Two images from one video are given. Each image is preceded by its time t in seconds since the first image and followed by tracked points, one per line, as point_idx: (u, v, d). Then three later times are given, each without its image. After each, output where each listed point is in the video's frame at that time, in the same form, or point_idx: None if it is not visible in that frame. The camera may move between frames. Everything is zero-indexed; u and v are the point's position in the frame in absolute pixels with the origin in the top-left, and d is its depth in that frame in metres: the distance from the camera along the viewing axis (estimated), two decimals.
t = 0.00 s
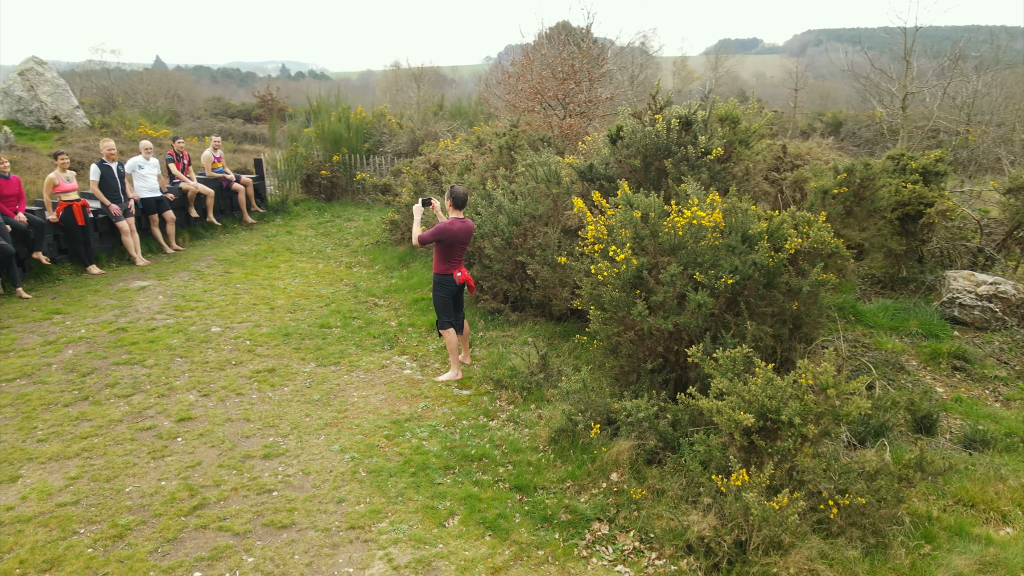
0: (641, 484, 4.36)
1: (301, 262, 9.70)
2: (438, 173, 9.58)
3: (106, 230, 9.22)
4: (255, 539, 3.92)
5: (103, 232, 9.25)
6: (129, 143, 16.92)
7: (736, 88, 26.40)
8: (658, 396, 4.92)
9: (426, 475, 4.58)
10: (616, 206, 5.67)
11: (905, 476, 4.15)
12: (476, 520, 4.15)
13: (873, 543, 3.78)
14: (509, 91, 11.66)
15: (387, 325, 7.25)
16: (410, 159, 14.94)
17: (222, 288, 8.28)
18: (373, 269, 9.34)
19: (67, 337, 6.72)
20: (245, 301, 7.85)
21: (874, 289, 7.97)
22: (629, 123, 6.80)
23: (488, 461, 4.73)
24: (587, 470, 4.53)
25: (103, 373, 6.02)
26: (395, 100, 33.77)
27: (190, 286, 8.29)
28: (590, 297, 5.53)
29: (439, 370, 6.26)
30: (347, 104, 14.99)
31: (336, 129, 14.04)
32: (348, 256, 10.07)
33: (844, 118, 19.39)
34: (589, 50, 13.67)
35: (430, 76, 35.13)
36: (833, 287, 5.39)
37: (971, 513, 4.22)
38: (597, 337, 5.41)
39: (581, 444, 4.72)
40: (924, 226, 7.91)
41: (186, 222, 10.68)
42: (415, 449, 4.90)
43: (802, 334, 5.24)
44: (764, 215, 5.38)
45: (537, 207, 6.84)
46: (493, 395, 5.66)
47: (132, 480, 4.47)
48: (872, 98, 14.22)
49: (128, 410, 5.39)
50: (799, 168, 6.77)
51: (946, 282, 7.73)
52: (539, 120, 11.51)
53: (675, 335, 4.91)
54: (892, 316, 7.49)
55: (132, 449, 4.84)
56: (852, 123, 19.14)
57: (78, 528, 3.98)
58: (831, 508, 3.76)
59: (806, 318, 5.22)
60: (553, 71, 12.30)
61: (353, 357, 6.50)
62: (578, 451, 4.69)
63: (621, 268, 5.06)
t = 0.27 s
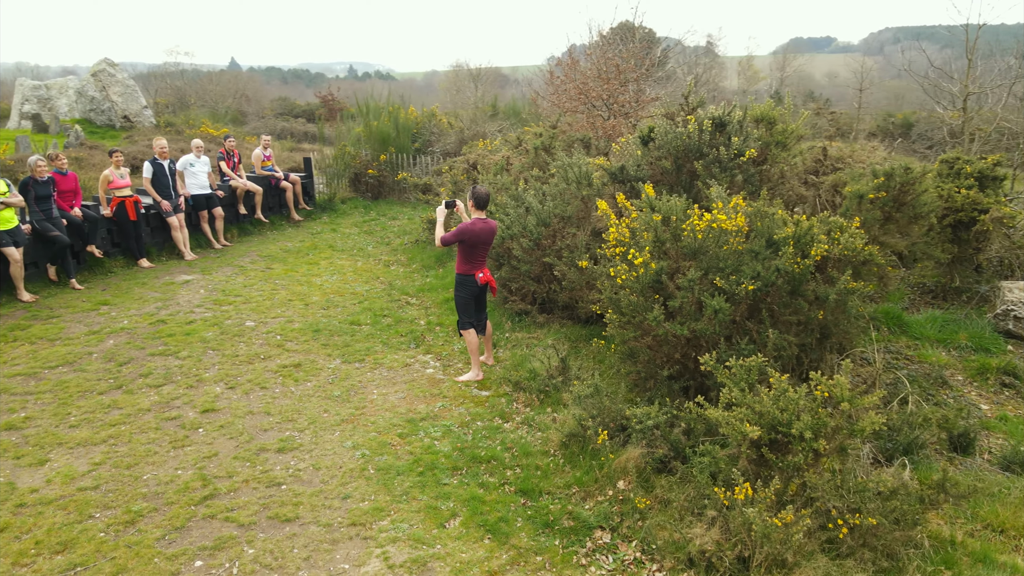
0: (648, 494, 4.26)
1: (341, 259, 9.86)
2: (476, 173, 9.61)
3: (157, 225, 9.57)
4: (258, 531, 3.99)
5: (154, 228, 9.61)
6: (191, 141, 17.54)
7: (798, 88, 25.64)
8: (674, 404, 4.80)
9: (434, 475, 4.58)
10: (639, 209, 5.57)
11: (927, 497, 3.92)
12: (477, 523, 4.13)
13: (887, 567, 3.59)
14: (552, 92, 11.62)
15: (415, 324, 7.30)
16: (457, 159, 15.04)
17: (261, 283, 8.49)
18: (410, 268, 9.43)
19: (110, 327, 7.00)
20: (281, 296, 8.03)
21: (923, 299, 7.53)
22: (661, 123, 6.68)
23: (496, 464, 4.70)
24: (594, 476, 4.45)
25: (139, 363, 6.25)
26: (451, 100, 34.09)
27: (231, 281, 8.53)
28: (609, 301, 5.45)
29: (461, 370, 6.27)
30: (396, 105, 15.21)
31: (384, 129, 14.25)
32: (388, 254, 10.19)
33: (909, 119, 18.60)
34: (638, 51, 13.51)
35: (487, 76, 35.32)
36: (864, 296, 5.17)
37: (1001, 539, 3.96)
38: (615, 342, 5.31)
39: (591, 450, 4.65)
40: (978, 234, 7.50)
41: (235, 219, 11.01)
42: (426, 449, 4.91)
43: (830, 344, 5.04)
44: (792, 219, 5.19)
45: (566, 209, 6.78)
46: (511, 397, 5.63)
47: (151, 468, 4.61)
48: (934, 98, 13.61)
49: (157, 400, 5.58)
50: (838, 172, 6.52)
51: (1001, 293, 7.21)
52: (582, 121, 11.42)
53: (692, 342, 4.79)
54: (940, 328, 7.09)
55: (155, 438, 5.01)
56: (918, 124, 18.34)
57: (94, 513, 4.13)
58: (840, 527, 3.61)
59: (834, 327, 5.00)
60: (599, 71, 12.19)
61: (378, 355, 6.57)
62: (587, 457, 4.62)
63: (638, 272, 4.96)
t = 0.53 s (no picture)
0: (657, 503, 4.16)
1: (382, 257, 9.99)
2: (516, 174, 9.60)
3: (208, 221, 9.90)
4: (266, 523, 4.07)
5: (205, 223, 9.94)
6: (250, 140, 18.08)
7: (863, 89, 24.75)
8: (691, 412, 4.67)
9: (444, 475, 4.58)
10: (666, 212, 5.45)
11: (951, 520, 3.71)
12: (481, 524, 4.11)
13: None
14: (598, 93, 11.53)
15: (445, 323, 7.33)
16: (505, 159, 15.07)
17: (302, 279, 8.68)
18: (448, 267, 9.48)
19: (154, 319, 7.27)
20: (319, 292, 8.19)
21: (977, 309, 6.92)
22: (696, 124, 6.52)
23: (507, 466, 4.67)
24: (604, 483, 4.38)
25: (177, 354, 6.46)
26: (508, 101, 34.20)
27: (273, 276, 8.74)
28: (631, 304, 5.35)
29: (485, 371, 6.26)
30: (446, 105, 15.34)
31: (433, 128, 14.39)
32: (428, 253, 10.28)
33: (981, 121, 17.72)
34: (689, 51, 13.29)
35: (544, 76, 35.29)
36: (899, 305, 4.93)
37: None
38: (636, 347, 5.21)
39: (603, 456, 4.57)
40: None
41: (284, 215, 11.29)
42: (440, 448, 4.92)
43: (861, 354, 4.81)
44: (823, 224, 4.99)
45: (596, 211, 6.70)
46: (531, 399, 5.60)
47: (173, 456, 4.76)
48: (1003, 99, 12.93)
49: (188, 390, 5.76)
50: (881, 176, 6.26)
51: None
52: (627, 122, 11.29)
53: (712, 349, 4.66)
54: (995, 341, 6.48)
55: (182, 427, 5.17)
56: (991, 127, 17.45)
57: (115, 498, 4.28)
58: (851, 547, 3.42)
59: (865, 338, 4.77)
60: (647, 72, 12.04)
61: (405, 352, 6.63)
62: (599, 463, 4.54)
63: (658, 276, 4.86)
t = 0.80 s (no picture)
0: (668, 513, 4.06)
1: (424, 256, 10.08)
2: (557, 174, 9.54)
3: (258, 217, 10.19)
4: (276, 515, 4.15)
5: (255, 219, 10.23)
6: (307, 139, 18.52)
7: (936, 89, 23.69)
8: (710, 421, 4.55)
9: (455, 475, 4.58)
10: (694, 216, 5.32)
11: (977, 546, 3.49)
12: (486, 526, 4.09)
13: None
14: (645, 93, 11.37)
15: (477, 323, 7.34)
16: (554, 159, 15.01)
17: (342, 276, 8.83)
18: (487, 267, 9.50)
19: (198, 311, 7.51)
20: (357, 290, 8.32)
21: None
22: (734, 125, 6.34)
23: (520, 469, 4.64)
24: (615, 490, 4.31)
25: (215, 346, 6.66)
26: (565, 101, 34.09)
27: (315, 273, 8.92)
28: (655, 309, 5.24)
29: (511, 372, 6.24)
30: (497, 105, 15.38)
31: (482, 129, 14.45)
32: (469, 253, 10.31)
33: None
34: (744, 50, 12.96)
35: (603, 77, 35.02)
36: (938, 317, 4.68)
37: None
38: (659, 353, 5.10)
39: (617, 463, 4.49)
40: None
41: (332, 213, 11.52)
42: (455, 448, 4.92)
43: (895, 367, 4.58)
44: (858, 231, 4.78)
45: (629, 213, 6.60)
46: (553, 402, 5.55)
47: (198, 446, 4.90)
48: None
49: (221, 381, 5.93)
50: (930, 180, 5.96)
51: None
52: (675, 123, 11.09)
53: (733, 357, 4.51)
54: None
55: (210, 417, 5.32)
56: None
57: (138, 484, 4.43)
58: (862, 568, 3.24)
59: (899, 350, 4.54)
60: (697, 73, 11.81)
61: (434, 351, 6.66)
62: (612, 470, 4.47)
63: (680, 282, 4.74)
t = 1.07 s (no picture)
0: (664, 523, 3.97)
1: (452, 255, 10.11)
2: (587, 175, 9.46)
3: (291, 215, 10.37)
4: (275, 510, 4.20)
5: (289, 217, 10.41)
6: (348, 139, 18.78)
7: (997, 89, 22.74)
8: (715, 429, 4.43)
9: (456, 476, 4.57)
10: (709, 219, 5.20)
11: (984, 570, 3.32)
12: (480, 529, 4.07)
13: None
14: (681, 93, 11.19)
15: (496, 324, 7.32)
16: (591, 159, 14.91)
17: (369, 275, 8.91)
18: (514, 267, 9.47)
19: (225, 307, 7.68)
20: (381, 288, 8.39)
21: None
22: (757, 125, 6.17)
23: (521, 472, 4.60)
24: (614, 498, 4.23)
25: (238, 341, 6.80)
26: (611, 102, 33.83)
27: (343, 271, 9.03)
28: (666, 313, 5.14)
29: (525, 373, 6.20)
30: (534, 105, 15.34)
31: (518, 129, 14.43)
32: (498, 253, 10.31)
33: None
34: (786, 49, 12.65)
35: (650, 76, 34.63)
36: (960, 327, 4.47)
37: None
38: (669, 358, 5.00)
39: (618, 469, 4.41)
40: None
41: (365, 212, 11.65)
42: (458, 449, 4.91)
43: (912, 379, 4.39)
44: (876, 237, 4.61)
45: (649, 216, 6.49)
46: (562, 406, 5.49)
47: (209, 439, 5.00)
48: None
49: (239, 376, 6.05)
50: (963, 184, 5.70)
51: None
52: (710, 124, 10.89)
53: (741, 364, 4.39)
54: None
55: (224, 412, 5.42)
56: None
57: (147, 475, 4.54)
58: None
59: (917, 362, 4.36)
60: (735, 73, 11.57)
61: (450, 351, 6.67)
62: (613, 476, 4.39)
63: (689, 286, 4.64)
